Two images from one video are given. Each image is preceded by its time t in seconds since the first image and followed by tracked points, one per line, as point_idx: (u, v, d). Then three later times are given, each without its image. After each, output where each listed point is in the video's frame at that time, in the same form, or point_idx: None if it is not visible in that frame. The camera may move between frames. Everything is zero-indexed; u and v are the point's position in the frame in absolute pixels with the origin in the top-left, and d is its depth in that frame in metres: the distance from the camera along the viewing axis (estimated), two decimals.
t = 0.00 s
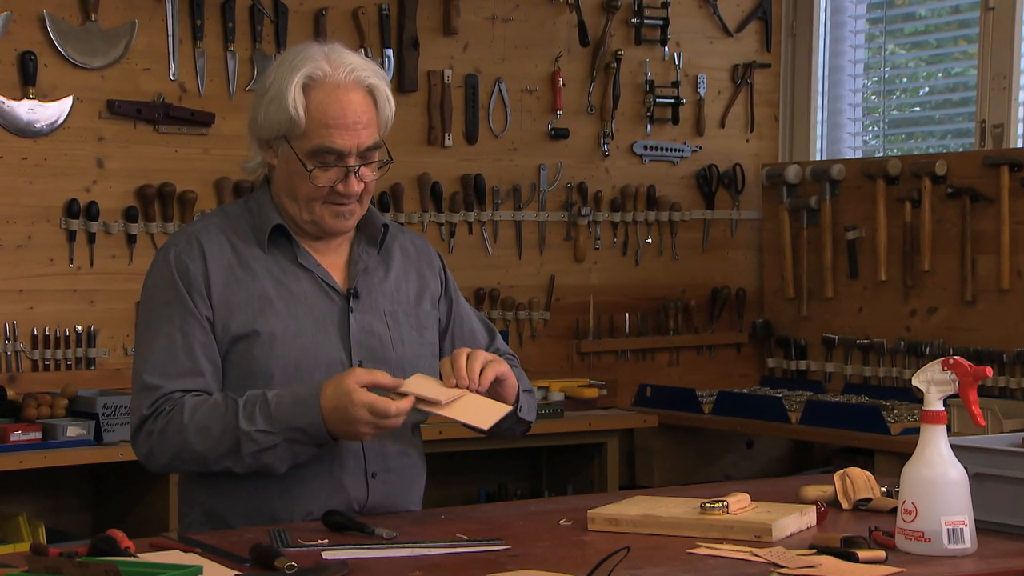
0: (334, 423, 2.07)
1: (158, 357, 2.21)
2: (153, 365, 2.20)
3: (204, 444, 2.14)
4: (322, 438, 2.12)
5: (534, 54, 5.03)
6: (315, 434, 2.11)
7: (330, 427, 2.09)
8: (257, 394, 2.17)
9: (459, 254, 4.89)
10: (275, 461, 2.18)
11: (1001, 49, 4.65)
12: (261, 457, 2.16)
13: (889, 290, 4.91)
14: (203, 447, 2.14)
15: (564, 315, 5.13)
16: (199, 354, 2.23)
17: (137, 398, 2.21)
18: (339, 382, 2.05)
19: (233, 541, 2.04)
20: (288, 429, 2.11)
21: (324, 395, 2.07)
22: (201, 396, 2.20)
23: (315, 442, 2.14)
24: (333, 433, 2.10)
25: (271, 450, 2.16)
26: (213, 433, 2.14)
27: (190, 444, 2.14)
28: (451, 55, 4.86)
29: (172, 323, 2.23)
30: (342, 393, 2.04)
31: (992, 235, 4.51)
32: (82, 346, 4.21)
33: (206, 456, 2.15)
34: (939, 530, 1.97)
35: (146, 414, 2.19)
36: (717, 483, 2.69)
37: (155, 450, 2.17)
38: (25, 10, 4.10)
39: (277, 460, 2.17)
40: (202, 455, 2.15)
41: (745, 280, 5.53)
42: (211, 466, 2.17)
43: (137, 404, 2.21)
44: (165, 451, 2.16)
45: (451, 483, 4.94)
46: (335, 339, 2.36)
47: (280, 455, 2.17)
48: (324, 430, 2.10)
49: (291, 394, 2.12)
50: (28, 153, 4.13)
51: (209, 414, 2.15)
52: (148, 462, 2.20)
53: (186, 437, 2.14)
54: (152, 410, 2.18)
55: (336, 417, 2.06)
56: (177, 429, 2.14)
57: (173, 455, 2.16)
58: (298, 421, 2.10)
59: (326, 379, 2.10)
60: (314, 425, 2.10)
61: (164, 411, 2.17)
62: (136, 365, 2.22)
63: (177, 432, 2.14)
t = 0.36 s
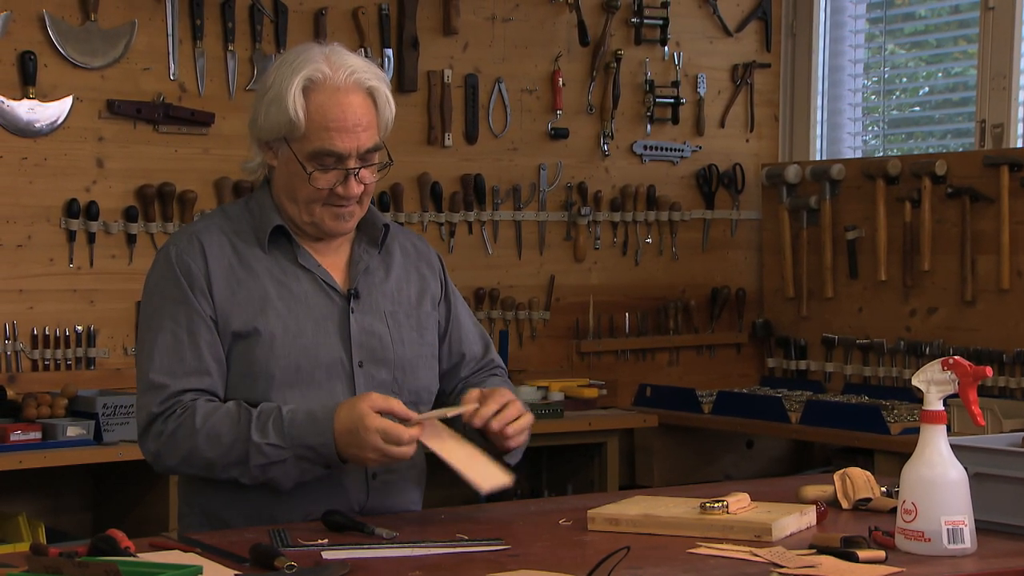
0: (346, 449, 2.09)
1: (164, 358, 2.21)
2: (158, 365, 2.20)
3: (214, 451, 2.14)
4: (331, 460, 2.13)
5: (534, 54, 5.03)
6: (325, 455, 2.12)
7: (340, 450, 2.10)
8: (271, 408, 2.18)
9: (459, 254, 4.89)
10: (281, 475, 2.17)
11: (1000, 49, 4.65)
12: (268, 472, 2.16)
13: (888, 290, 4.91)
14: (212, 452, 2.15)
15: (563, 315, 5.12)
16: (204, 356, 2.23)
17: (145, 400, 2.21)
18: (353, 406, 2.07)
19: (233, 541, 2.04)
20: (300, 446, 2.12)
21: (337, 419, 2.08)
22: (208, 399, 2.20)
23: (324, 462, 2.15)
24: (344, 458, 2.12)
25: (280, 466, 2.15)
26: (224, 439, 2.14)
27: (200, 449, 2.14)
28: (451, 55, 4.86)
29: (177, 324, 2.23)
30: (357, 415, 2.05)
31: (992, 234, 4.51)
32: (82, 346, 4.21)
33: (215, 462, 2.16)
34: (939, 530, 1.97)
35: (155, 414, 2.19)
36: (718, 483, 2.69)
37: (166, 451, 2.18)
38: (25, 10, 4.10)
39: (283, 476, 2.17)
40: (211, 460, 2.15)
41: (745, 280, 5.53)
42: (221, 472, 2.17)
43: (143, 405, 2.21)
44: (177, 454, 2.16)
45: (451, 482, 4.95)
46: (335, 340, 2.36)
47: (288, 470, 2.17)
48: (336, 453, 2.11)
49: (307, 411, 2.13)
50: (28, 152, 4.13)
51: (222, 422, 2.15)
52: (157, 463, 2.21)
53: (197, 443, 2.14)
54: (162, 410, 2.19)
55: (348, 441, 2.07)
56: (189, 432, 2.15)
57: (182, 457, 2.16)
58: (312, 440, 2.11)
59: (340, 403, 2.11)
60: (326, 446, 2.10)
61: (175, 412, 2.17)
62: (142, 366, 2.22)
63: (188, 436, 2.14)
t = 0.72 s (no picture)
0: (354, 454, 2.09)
1: (168, 358, 2.21)
2: (162, 365, 2.20)
3: (220, 454, 2.14)
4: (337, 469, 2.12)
5: (534, 54, 5.03)
6: (333, 462, 2.11)
7: (348, 456, 2.10)
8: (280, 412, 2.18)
9: (459, 254, 4.89)
10: (286, 481, 2.17)
11: (1000, 49, 4.65)
12: (272, 475, 2.15)
13: (888, 290, 4.91)
14: (218, 455, 2.15)
15: (563, 315, 5.12)
16: (208, 356, 2.23)
17: (150, 401, 2.21)
18: (361, 409, 2.09)
19: (233, 541, 2.04)
20: (306, 452, 2.12)
21: (347, 426, 2.09)
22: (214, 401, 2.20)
23: (331, 469, 2.14)
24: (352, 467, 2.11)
25: (284, 470, 2.15)
26: (230, 442, 2.14)
27: (206, 451, 2.14)
28: (451, 55, 4.86)
29: (181, 325, 2.23)
30: (367, 416, 2.07)
31: (991, 234, 4.51)
32: (82, 346, 4.21)
33: (221, 465, 2.16)
34: (939, 530, 1.97)
35: (161, 414, 2.19)
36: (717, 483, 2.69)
37: (172, 453, 2.18)
38: (25, 10, 4.10)
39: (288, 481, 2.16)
40: (217, 463, 2.15)
41: (746, 280, 5.53)
42: (226, 476, 2.17)
43: (148, 405, 2.21)
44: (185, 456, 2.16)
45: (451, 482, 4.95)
46: (337, 340, 2.36)
47: (292, 476, 2.16)
48: (343, 461, 2.10)
49: (316, 416, 2.13)
50: (28, 152, 4.13)
51: (229, 425, 2.15)
52: (162, 464, 2.21)
53: (204, 447, 2.14)
54: (168, 410, 2.18)
55: (358, 444, 2.07)
56: (196, 435, 2.14)
57: (189, 458, 2.16)
58: (320, 443, 2.10)
59: (350, 411, 2.11)
60: (335, 451, 2.10)
61: (182, 413, 2.17)
62: (146, 366, 2.22)
63: (195, 438, 2.14)
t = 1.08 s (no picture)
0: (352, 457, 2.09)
1: (168, 357, 2.21)
2: (162, 365, 2.20)
3: (220, 455, 2.14)
4: (338, 470, 2.13)
5: (534, 54, 5.03)
6: (332, 462, 2.12)
7: (347, 460, 2.11)
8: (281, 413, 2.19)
9: (458, 254, 4.89)
10: (286, 481, 2.17)
11: (999, 49, 4.65)
12: (273, 475, 2.15)
13: (888, 290, 4.91)
14: (219, 455, 2.14)
15: (562, 315, 5.12)
16: (208, 355, 2.23)
17: (150, 400, 2.20)
18: (363, 414, 2.09)
19: (233, 541, 2.04)
20: (307, 453, 2.12)
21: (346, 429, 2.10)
22: (213, 401, 2.20)
23: (330, 472, 2.15)
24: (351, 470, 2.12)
25: (284, 471, 2.15)
26: (230, 441, 2.14)
27: (207, 451, 2.14)
28: (451, 55, 4.86)
29: (181, 324, 2.23)
30: (367, 419, 2.08)
31: (991, 233, 4.51)
32: (82, 346, 4.21)
33: (221, 465, 2.15)
34: (938, 529, 1.97)
35: (161, 413, 2.18)
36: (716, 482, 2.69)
37: (172, 452, 2.18)
38: (25, 10, 4.09)
39: (288, 481, 2.16)
40: (216, 463, 2.15)
41: (746, 280, 5.54)
42: (226, 476, 2.17)
43: (148, 405, 2.21)
44: (185, 455, 2.16)
45: (450, 482, 4.95)
46: (336, 339, 2.36)
47: (292, 477, 2.16)
48: (342, 464, 2.11)
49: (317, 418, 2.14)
50: (28, 152, 4.13)
51: (230, 424, 2.15)
52: (163, 464, 2.20)
53: (203, 447, 2.14)
54: (169, 409, 2.18)
55: (357, 446, 2.08)
56: (197, 435, 2.15)
57: (189, 458, 2.16)
58: (319, 445, 2.11)
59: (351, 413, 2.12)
60: (333, 453, 2.11)
61: (182, 413, 2.17)
62: (146, 365, 2.22)
63: (195, 439, 2.14)
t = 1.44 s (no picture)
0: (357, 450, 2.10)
1: (172, 357, 2.21)
2: (166, 365, 2.20)
3: (224, 454, 2.14)
4: (344, 465, 2.13)
5: (533, 53, 5.03)
6: (336, 458, 2.12)
7: (353, 452, 2.10)
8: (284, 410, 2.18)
9: (458, 253, 4.89)
10: (291, 480, 2.17)
11: (999, 48, 4.65)
12: (278, 474, 2.16)
13: (888, 289, 4.91)
14: (224, 454, 2.15)
15: (562, 314, 5.12)
16: (211, 354, 2.23)
17: (155, 399, 2.21)
18: (368, 409, 2.09)
19: (233, 540, 2.04)
20: (311, 451, 2.12)
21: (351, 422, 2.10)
22: (217, 400, 2.20)
23: (336, 467, 2.14)
24: (357, 463, 2.12)
25: (290, 469, 2.15)
26: (234, 440, 2.14)
27: (212, 450, 2.14)
28: (451, 54, 4.86)
29: (185, 324, 2.23)
30: (372, 415, 2.08)
31: (991, 232, 4.51)
32: (82, 344, 4.21)
33: (226, 465, 2.16)
34: (938, 528, 1.97)
35: (166, 414, 2.18)
36: (716, 482, 2.68)
37: (177, 452, 2.18)
38: (25, 9, 4.09)
39: (293, 479, 2.17)
40: (221, 462, 2.15)
41: (746, 279, 5.54)
42: (231, 475, 2.18)
43: (152, 405, 2.21)
44: (190, 454, 2.16)
45: (450, 482, 4.95)
46: (337, 338, 2.36)
47: (299, 474, 2.17)
48: (348, 458, 2.11)
49: (320, 414, 2.13)
50: (27, 151, 4.12)
51: (234, 424, 2.15)
52: (168, 463, 2.21)
53: (208, 446, 2.14)
54: (173, 409, 2.18)
55: (361, 441, 2.08)
56: (201, 434, 2.15)
57: (194, 457, 2.16)
58: (324, 441, 2.10)
59: (357, 407, 2.12)
60: (339, 449, 2.10)
61: (187, 413, 2.17)
62: (150, 365, 2.22)
63: (200, 438, 2.14)
